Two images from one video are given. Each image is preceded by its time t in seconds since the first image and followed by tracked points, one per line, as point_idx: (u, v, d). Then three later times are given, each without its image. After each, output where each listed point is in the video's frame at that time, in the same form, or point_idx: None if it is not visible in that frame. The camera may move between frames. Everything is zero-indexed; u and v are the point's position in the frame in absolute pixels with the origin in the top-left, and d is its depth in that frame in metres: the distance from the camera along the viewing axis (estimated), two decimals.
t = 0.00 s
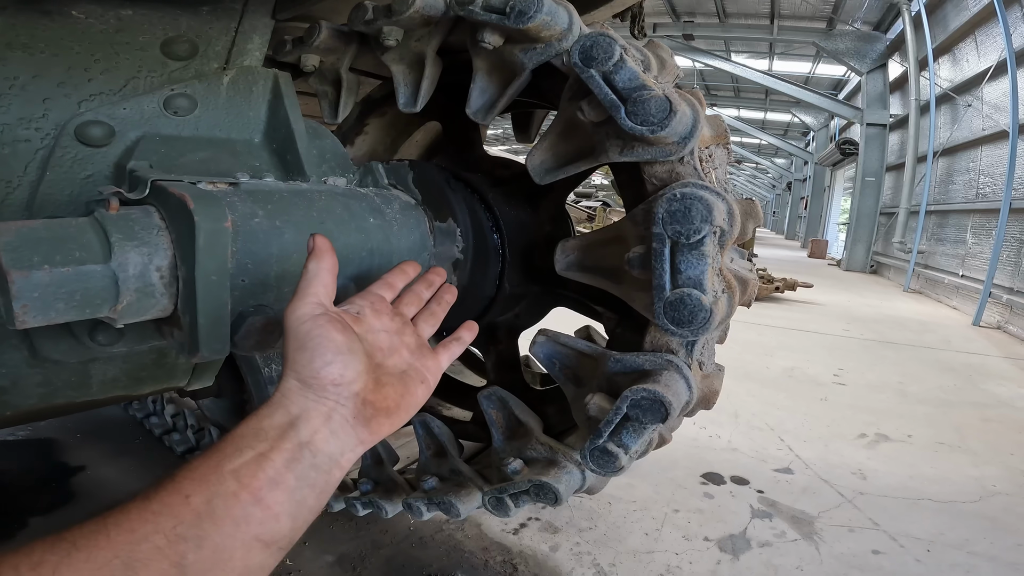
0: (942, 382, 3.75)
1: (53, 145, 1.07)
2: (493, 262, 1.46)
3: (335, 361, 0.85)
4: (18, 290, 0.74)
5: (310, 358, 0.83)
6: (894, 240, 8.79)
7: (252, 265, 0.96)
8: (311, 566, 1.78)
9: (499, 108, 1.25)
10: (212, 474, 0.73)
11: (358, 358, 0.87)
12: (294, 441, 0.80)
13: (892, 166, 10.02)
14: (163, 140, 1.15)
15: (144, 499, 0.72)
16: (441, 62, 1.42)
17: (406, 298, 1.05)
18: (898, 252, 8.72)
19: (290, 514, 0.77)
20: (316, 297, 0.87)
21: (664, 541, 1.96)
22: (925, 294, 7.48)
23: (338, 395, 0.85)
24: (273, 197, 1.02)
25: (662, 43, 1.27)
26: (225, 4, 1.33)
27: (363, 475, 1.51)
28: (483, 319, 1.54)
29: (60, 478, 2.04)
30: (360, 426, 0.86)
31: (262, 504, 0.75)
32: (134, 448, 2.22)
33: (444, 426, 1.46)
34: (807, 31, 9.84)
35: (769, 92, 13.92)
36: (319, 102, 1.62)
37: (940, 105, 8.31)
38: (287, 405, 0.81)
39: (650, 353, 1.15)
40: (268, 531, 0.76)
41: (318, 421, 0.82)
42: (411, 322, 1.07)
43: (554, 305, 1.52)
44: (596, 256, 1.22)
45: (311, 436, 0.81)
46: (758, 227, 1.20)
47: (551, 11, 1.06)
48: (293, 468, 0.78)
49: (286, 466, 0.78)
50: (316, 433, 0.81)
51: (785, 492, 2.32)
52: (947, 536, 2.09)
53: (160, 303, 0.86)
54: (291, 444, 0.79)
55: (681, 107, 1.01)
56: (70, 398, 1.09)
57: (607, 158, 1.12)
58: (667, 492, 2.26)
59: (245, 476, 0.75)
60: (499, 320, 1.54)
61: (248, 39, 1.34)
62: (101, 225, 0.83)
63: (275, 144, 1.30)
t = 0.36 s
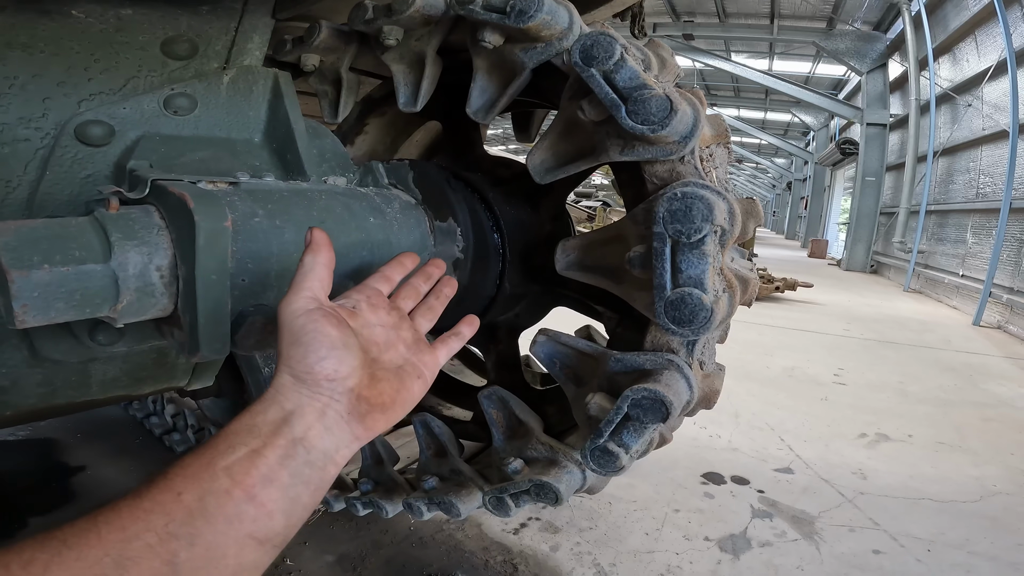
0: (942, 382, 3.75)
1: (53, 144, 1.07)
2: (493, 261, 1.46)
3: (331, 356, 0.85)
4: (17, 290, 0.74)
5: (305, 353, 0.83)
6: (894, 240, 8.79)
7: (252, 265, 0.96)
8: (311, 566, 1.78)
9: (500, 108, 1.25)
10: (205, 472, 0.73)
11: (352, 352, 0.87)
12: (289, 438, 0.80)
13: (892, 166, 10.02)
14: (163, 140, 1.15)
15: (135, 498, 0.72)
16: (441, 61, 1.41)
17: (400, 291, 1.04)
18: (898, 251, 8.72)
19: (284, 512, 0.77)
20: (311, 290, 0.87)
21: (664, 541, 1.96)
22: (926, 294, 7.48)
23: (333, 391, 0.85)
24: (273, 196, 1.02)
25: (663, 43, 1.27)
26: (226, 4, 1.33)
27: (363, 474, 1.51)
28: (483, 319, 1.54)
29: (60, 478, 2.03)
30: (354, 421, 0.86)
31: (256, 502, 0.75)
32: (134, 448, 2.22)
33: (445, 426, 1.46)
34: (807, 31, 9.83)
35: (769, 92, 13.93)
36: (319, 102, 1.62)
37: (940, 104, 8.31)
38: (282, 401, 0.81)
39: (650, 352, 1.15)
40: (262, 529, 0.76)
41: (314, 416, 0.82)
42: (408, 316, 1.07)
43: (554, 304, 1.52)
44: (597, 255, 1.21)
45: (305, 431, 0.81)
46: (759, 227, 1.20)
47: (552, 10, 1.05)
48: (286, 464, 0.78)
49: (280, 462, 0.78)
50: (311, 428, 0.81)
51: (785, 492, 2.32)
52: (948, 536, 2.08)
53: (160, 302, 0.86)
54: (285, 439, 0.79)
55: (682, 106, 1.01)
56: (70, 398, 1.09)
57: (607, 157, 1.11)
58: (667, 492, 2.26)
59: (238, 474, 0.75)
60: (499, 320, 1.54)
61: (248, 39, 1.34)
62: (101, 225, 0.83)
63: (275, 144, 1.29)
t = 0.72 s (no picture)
0: (943, 381, 3.74)
1: (52, 140, 1.07)
2: (494, 257, 1.46)
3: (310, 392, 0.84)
4: (15, 284, 0.73)
5: (287, 384, 0.83)
6: (894, 239, 8.78)
7: (251, 260, 0.96)
8: (312, 564, 1.78)
9: (500, 104, 1.24)
10: (171, 498, 0.72)
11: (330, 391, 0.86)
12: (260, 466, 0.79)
13: (892, 165, 10.02)
14: (163, 136, 1.14)
15: (97, 520, 0.70)
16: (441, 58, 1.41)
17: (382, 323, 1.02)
18: (898, 250, 8.72)
19: (250, 536, 0.77)
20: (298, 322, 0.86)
21: (665, 539, 1.96)
22: (926, 293, 7.47)
23: (308, 423, 0.84)
24: (273, 191, 1.02)
25: (662, 39, 1.27)
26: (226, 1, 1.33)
27: (364, 472, 1.51)
28: (484, 315, 1.53)
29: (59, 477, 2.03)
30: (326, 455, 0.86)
31: (223, 528, 0.75)
32: (134, 447, 2.22)
33: (445, 423, 1.46)
34: (807, 30, 9.82)
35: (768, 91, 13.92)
36: (319, 99, 1.61)
37: (941, 103, 8.30)
38: (255, 429, 0.81)
39: (652, 347, 1.14)
40: (227, 553, 0.76)
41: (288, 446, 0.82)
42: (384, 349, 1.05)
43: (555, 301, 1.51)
44: (597, 250, 1.21)
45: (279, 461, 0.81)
46: (760, 221, 1.19)
47: (552, 5, 1.05)
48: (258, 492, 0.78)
49: (248, 491, 0.77)
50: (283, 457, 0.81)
51: (787, 490, 2.31)
52: (950, 534, 2.08)
53: (159, 297, 0.85)
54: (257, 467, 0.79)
55: (682, 100, 1.00)
56: (70, 395, 1.08)
57: (608, 152, 1.11)
58: (668, 490, 2.25)
59: (206, 501, 0.74)
60: (500, 317, 1.53)
61: (248, 36, 1.33)
62: (101, 220, 0.82)
63: (275, 140, 1.28)
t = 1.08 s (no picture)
0: (943, 380, 3.75)
1: (52, 145, 1.09)
2: (491, 259, 1.46)
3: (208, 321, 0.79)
4: (17, 288, 0.74)
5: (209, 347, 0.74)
6: (895, 238, 8.79)
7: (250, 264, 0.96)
8: (312, 564, 1.79)
9: (496, 107, 1.25)
10: (50, 438, 0.75)
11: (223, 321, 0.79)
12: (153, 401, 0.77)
13: (892, 164, 10.02)
14: (162, 140, 1.15)
15: None
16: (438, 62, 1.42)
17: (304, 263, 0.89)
18: (899, 249, 8.72)
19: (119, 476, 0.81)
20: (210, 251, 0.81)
21: (664, 539, 1.97)
22: (926, 292, 7.48)
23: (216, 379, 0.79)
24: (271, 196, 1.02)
25: (658, 42, 1.28)
26: (223, 6, 1.34)
27: (363, 473, 1.52)
28: (482, 317, 1.53)
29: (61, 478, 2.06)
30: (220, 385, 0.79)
31: (96, 468, 0.78)
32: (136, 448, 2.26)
33: (444, 423, 1.46)
34: (807, 30, 9.83)
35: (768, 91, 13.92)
36: (318, 102, 1.62)
37: (941, 103, 8.30)
38: (152, 381, 0.75)
39: (647, 349, 1.15)
40: (97, 483, 0.79)
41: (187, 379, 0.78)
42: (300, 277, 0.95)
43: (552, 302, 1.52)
44: (593, 253, 1.22)
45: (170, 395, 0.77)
46: (754, 223, 1.20)
47: (547, 10, 1.06)
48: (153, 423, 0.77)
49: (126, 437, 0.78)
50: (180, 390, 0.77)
51: (786, 490, 2.32)
52: (948, 534, 2.09)
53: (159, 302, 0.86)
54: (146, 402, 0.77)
55: (675, 104, 1.01)
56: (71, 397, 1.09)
57: (603, 155, 1.11)
58: (667, 490, 2.26)
59: (83, 445, 0.77)
60: (497, 318, 1.54)
61: (246, 39, 1.34)
62: (101, 225, 0.83)
63: (274, 144, 1.29)
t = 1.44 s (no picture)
0: (944, 377, 3.74)
1: (52, 133, 1.08)
2: (489, 247, 1.45)
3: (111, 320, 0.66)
4: (14, 268, 0.73)
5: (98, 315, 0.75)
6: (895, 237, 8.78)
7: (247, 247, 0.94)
8: (310, 561, 1.78)
9: (492, 96, 1.24)
10: None
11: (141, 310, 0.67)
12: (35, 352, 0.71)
13: (892, 163, 10.01)
14: (161, 130, 1.14)
15: None
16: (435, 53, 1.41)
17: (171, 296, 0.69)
18: (899, 248, 8.71)
19: None
20: (221, 315, 0.62)
21: (665, 535, 1.95)
22: (927, 291, 7.47)
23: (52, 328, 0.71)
24: (267, 181, 1.00)
25: (651, 32, 1.27)
26: None
27: (360, 466, 1.50)
28: (479, 308, 1.52)
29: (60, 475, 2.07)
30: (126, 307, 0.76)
31: None
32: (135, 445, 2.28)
33: (442, 416, 1.45)
34: (806, 29, 9.83)
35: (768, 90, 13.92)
36: (316, 95, 1.62)
37: (940, 101, 8.29)
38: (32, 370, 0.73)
39: (643, 334, 1.14)
40: None
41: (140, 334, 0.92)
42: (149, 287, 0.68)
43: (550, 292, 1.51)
44: (588, 239, 1.20)
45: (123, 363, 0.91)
46: (749, 206, 1.18)
47: None
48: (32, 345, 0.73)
49: None
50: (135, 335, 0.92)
51: (787, 486, 2.31)
52: (951, 530, 2.08)
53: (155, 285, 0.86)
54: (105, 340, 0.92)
55: (669, 87, 1.00)
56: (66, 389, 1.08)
57: (598, 140, 1.10)
58: (668, 486, 2.25)
59: None
60: (495, 309, 1.53)
61: (245, 31, 1.32)
62: (98, 209, 0.82)
63: (272, 134, 1.27)
